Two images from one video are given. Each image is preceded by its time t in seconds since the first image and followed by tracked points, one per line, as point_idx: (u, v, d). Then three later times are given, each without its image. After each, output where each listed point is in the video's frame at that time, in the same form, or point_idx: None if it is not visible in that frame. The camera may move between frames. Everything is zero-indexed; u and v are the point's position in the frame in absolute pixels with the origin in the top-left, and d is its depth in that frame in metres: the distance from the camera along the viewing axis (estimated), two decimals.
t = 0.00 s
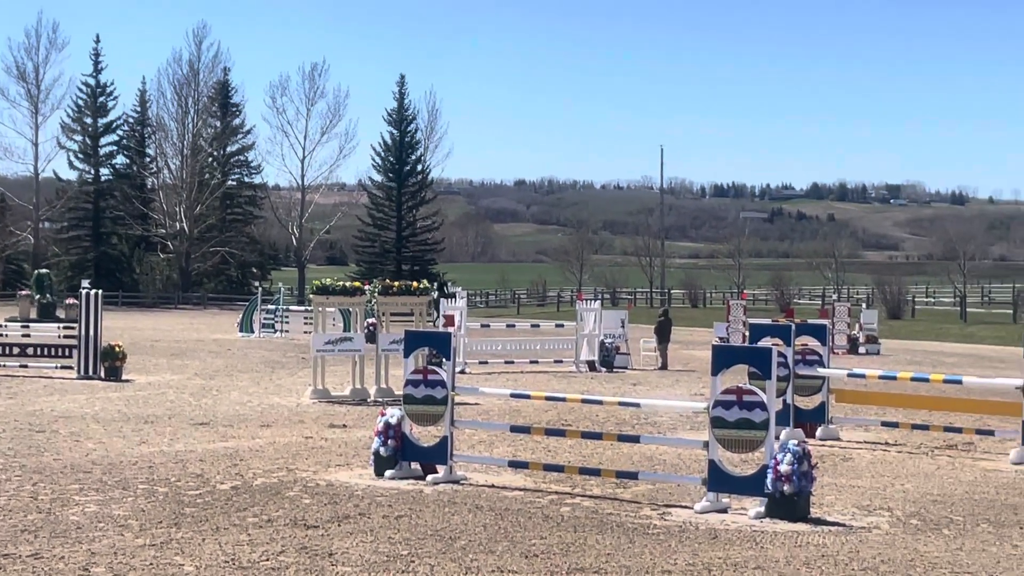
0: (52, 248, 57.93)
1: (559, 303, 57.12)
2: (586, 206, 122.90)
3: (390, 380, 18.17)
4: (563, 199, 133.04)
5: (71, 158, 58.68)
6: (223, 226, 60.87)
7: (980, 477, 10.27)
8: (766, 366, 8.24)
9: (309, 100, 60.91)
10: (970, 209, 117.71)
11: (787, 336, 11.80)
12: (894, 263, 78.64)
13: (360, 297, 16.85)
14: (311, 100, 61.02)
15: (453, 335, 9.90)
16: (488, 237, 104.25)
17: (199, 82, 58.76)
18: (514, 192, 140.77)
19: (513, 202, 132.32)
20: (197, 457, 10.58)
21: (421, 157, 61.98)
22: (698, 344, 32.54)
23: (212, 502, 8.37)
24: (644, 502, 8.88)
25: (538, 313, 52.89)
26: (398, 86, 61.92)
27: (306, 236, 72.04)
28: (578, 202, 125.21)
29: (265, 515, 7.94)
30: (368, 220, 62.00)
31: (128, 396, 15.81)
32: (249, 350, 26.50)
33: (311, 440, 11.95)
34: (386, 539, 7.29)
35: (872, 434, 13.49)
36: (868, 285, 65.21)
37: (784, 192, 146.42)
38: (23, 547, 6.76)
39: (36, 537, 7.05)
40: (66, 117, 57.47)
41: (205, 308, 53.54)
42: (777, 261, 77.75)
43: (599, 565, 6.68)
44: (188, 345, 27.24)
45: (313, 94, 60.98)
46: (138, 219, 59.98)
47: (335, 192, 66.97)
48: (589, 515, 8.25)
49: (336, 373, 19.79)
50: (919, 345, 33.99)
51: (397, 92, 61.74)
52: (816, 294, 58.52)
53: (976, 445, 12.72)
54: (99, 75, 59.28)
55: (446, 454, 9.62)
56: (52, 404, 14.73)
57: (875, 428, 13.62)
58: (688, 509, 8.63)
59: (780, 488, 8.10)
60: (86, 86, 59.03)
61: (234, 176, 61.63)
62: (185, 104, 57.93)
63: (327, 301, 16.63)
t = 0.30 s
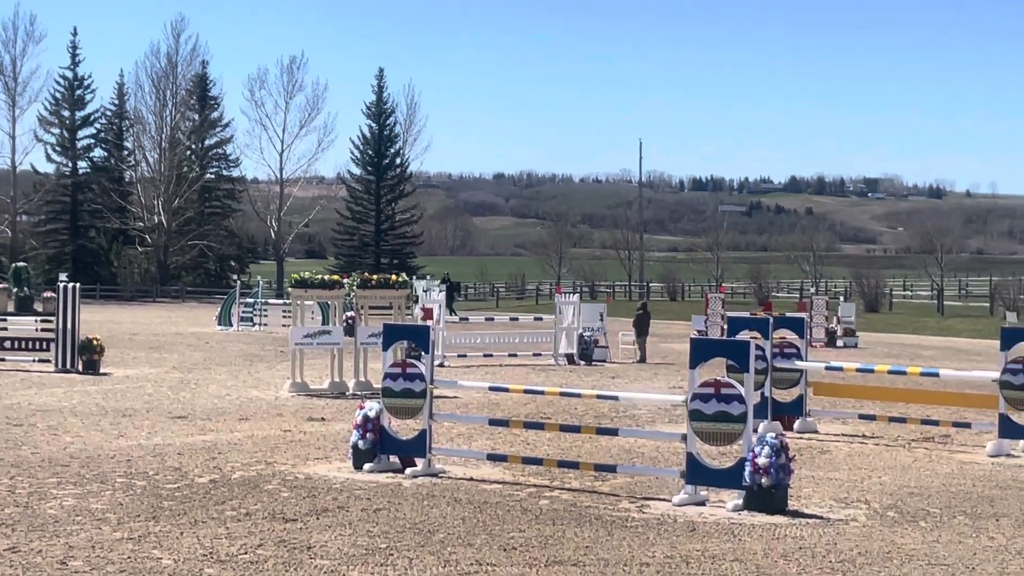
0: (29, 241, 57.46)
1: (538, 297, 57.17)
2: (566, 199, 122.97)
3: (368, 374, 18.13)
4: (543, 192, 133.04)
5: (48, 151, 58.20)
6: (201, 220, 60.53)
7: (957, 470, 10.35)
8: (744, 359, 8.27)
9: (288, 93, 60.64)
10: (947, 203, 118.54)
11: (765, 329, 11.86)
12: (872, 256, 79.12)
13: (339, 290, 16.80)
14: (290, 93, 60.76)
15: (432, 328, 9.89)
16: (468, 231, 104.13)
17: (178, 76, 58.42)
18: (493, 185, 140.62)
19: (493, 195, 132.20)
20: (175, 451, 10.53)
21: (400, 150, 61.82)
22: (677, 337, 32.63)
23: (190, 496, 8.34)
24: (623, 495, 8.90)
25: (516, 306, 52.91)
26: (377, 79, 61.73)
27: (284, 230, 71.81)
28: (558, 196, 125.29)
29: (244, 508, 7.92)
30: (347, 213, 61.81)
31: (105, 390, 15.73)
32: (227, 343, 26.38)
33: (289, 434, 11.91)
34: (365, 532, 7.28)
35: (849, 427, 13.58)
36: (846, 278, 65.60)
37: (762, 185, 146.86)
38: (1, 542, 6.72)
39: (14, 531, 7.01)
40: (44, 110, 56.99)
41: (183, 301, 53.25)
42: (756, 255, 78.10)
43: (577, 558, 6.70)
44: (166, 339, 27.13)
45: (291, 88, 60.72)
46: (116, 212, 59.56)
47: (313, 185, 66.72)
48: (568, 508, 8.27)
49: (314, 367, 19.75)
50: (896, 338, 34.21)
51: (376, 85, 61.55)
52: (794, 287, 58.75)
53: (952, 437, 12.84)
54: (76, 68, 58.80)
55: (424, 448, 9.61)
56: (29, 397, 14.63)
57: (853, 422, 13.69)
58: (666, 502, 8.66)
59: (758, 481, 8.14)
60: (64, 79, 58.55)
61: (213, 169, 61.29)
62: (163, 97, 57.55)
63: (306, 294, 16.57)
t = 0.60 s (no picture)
0: (8, 233, 56.99)
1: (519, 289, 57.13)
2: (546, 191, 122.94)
3: (348, 365, 18.10)
4: (524, 184, 133.05)
5: (27, 143, 57.77)
6: (181, 211, 60.21)
7: (936, 461, 10.42)
8: (723, 350, 8.29)
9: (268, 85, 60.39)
10: (926, 194, 119.28)
11: (745, 321, 11.91)
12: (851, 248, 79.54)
13: (319, 281, 16.73)
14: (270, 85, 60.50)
15: (412, 320, 9.86)
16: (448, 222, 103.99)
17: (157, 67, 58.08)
18: (474, 177, 140.45)
19: (473, 186, 132.06)
20: (155, 443, 10.48)
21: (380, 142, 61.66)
22: (657, 329, 32.71)
23: (170, 488, 8.30)
24: (603, 486, 8.93)
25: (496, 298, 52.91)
26: (357, 70, 61.51)
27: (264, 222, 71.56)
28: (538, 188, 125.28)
29: (224, 500, 7.90)
30: (327, 205, 61.61)
31: (84, 382, 15.63)
32: (206, 335, 26.26)
33: (270, 425, 11.88)
34: (345, 523, 7.27)
35: (828, 418, 13.64)
36: (825, 270, 65.91)
37: (742, 177, 147.29)
38: None
39: None
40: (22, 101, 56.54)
41: (163, 293, 52.95)
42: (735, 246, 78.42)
43: (557, 548, 6.71)
44: (145, 330, 26.98)
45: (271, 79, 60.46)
46: (96, 204, 59.23)
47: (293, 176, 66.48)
48: (549, 498, 8.28)
49: (294, 359, 19.69)
50: (874, 329, 34.43)
51: (356, 77, 61.35)
52: (774, 280, 58.97)
53: (931, 428, 12.92)
54: (55, 59, 58.41)
55: (403, 439, 9.60)
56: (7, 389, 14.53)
57: (832, 412, 13.77)
58: (646, 492, 8.69)
59: (738, 471, 8.17)
60: (42, 70, 58.13)
61: (192, 161, 60.96)
62: (143, 88, 57.20)
63: (286, 285, 16.51)
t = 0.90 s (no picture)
0: None
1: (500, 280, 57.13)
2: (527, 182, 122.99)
3: (330, 356, 18.07)
4: (505, 174, 133.04)
5: (6, 133, 57.28)
6: (161, 202, 59.87)
7: (915, 451, 10.49)
8: (704, 341, 8.31)
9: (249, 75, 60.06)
10: (905, 186, 119.96)
11: (725, 311, 11.95)
12: (832, 238, 79.87)
13: (299, 272, 16.69)
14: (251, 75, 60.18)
15: (392, 310, 9.84)
16: (429, 213, 103.88)
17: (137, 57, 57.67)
18: (455, 167, 140.43)
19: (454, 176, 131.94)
20: (135, 434, 10.44)
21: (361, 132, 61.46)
22: (638, 320, 32.81)
23: (150, 479, 8.27)
24: (584, 477, 8.94)
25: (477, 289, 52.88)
26: (337, 61, 61.24)
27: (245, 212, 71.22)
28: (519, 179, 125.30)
29: (204, 491, 7.87)
30: (308, 195, 61.38)
31: (64, 373, 15.54)
32: (186, 326, 26.17)
33: (250, 416, 11.85)
34: (326, 514, 7.26)
35: (808, 408, 13.73)
36: (806, 261, 66.21)
37: (723, 168, 147.73)
38: None
39: None
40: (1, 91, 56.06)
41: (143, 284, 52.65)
42: (716, 237, 78.62)
43: (538, 538, 6.73)
44: (125, 321, 26.85)
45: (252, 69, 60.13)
46: (75, 194, 58.85)
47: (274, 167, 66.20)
48: (530, 489, 8.29)
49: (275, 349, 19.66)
50: (854, 320, 34.65)
51: (337, 67, 61.09)
52: (755, 270, 59.24)
53: (911, 418, 13.01)
54: (34, 49, 57.94)
55: (384, 429, 9.59)
56: None
57: (812, 402, 13.85)
58: (627, 483, 8.71)
59: (717, 462, 8.21)
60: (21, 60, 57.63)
61: (173, 151, 60.60)
62: (123, 79, 56.79)
63: (266, 276, 16.46)
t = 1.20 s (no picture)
0: None
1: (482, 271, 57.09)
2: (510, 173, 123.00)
3: (311, 347, 18.02)
4: (488, 166, 133.02)
5: None
6: (142, 193, 59.52)
7: (896, 441, 10.55)
8: (685, 332, 8.32)
9: (230, 66, 59.79)
10: (886, 177, 120.51)
11: (707, 302, 11.99)
12: (813, 230, 80.19)
13: (281, 263, 16.63)
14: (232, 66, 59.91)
15: (374, 302, 9.83)
16: (411, 204, 103.77)
17: (118, 48, 57.34)
18: (437, 159, 140.32)
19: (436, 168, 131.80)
20: (116, 425, 10.39)
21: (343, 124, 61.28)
22: (620, 311, 32.87)
23: (131, 470, 8.23)
24: (565, 468, 8.95)
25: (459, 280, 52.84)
26: (319, 51, 60.99)
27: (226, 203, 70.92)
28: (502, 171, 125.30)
29: (185, 482, 7.84)
30: (290, 186, 61.16)
31: (44, 364, 15.44)
32: (167, 317, 26.06)
33: (231, 407, 11.81)
34: (307, 505, 7.25)
35: (789, 399, 13.79)
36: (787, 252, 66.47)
37: (705, 159, 148.11)
38: None
39: None
40: None
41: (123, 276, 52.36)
42: (698, 229, 78.81)
43: (520, 530, 6.73)
44: (106, 312, 26.72)
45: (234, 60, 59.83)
46: (56, 185, 58.47)
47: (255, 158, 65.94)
48: (510, 480, 8.30)
49: (256, 341, 19.58)
50: (834, 311, 34.79)
51: (319, 58, 60.85)
52: (737, 261, 59.43)
53: (891, 409, 13.09)
54: (14, 39, 57.53)
55: (366, 420, 9.57)
56: None
57: (793, 393, 13.91)
58: (609, 474, 8.73)
59: (699, 452, 8.23)
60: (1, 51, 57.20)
61: (154, 142, 60.24)
62: (103, 69, 56.47)
63: (248, 268, 16.38)
